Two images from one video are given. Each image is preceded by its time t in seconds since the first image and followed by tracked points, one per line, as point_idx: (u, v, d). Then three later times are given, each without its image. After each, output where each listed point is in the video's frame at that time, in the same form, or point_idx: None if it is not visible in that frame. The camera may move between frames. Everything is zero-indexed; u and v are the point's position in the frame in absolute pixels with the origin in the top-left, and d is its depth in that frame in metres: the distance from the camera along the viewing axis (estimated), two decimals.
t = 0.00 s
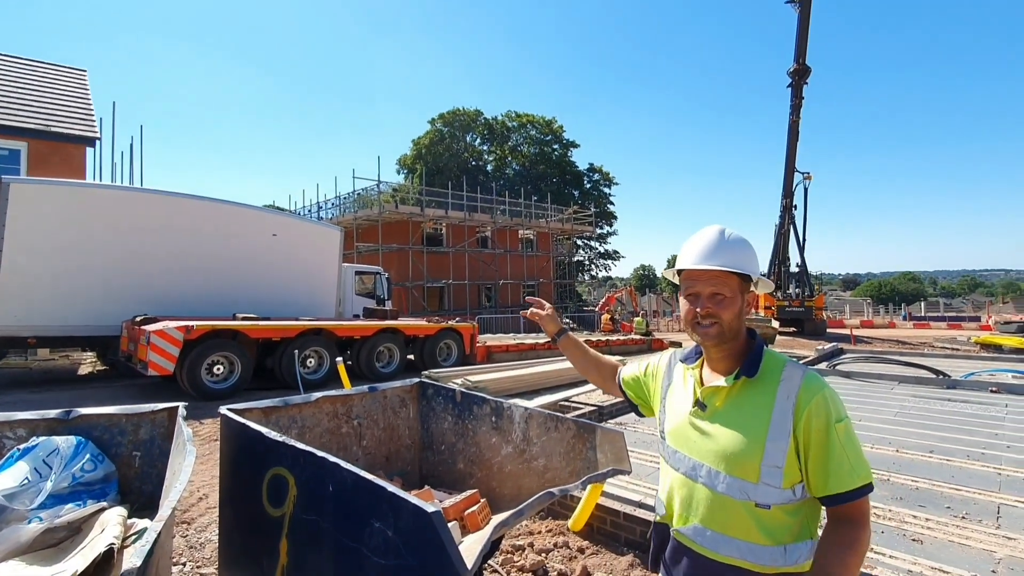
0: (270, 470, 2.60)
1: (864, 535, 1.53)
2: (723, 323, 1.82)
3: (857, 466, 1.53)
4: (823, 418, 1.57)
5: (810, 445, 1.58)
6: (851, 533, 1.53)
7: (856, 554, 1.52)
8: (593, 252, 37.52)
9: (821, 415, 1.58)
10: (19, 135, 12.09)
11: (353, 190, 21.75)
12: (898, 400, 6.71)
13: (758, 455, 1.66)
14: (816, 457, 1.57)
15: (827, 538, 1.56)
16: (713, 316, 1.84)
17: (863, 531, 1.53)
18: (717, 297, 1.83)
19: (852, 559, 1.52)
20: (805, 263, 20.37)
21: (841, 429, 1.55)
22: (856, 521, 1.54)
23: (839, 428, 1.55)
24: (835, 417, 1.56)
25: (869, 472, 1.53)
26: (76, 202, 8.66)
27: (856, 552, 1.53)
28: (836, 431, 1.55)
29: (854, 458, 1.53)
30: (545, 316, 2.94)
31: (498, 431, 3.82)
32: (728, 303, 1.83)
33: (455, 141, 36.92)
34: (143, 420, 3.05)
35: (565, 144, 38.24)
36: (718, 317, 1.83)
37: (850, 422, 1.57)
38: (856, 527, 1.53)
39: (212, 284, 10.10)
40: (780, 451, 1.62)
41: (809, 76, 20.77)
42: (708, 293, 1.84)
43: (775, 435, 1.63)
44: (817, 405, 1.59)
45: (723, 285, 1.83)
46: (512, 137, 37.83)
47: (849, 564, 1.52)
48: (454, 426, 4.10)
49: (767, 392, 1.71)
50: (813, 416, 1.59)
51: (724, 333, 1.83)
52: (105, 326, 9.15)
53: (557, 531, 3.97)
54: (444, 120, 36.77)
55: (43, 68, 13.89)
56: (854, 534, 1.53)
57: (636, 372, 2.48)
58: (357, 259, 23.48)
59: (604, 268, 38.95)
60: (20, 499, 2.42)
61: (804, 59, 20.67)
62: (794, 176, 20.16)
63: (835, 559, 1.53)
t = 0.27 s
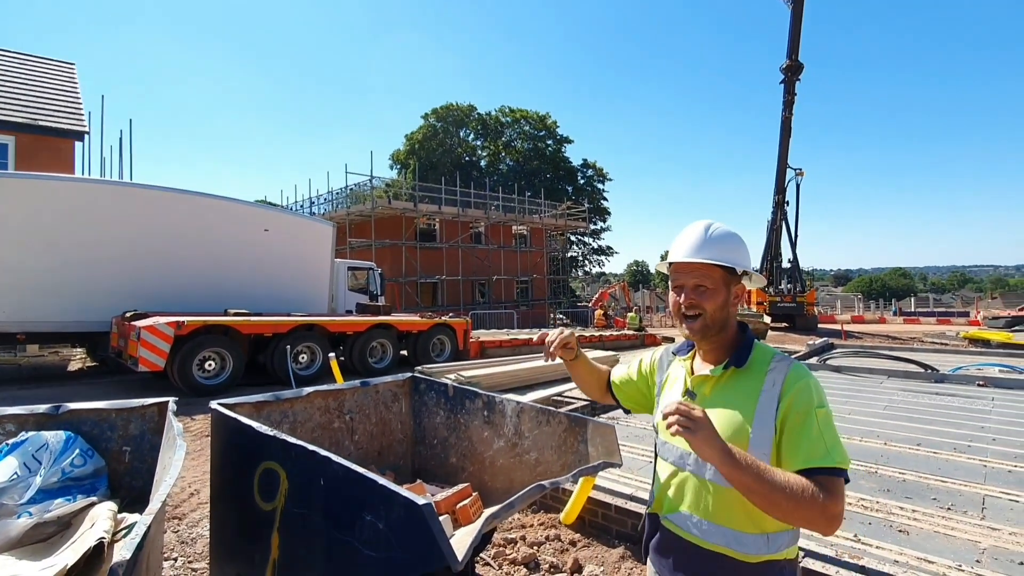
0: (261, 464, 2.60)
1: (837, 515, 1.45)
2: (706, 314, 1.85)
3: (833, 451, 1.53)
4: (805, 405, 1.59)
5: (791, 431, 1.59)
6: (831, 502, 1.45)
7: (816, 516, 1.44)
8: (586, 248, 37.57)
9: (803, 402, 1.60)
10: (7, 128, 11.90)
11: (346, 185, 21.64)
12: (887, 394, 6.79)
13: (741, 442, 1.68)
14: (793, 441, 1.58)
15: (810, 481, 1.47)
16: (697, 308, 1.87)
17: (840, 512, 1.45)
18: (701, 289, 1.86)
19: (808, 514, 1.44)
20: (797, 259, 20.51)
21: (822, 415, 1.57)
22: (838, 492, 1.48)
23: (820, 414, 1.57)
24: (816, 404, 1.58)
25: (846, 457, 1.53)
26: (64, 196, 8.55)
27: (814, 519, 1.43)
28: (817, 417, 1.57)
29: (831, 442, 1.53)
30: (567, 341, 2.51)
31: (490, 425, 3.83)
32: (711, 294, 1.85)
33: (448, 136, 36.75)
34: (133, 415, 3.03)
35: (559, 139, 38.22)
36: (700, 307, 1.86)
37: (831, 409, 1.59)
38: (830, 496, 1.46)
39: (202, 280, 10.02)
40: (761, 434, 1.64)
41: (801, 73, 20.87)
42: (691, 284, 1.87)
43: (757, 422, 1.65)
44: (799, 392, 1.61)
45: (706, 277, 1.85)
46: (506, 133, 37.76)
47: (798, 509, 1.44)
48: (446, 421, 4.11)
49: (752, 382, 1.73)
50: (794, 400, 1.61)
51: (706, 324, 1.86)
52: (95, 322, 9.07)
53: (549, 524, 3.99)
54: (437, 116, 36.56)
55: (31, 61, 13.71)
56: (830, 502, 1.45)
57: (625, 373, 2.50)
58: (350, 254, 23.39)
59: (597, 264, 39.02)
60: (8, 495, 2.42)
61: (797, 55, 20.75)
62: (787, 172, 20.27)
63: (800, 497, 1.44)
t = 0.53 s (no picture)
0: (251, 461, 2.59)
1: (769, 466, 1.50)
2: (698, 309, 1.87)
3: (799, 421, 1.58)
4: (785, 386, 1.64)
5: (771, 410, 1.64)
6: (768, 451, 1.49)
7: (741, 453, 1.51)
8: (580, 245, 37.62)
9: (783, 381, 1.65)
10: None
11: (338, 181, 21.52)
12: (877, 389, 6.86)
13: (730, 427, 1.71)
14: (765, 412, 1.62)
15: (765, 428, 1.52)
16: (689, 302, 1.88)
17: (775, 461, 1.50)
18: (693, 283, 1.87)
19: (734, 443, 1.52)
20: (789, 256, 20.66)
21: (801, 394, 1.61)
22: (782, 454, 1.51)
23: (796, 390, 1.62)
24: (795, 382, 1.63)
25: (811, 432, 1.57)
26: (51, 192, 8.44)
27: (737, 454, 1.51)
28: (798, 396, 1.61)
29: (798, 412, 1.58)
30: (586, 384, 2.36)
31: (482, 421, 3.84)
32: (703, 288, 1.86)
33: (441, 133, 36.61)
34: (123, 412, 3.00)
35: (553, 136, 38.21)
36: (693, 301, 1.87)
37: (810, 389, 1.64)
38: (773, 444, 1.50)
39: (193, 277, 9.94)
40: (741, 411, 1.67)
41: (794, 70, 20.95)
42: (682, 280, 1.88)
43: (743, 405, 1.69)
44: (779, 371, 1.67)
45: (698, 272, 1.86)
46: (499, 129, 37.69)
47: (729, 434, 1.53)
48: (439, 417, 4.11)
49: (743, 372, 1.78)
50: (774, 379, 1.67)
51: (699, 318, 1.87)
52: (84, 319, 8.98)
53: (541, 520, 4.00)
54: (431, 112, 36.29)
55: (18, 56, 13.53)
56: (767, 450, 1.50)
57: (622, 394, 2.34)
58: (342, 251, 23.28)
59: (591, 261, 39.08)
60: None
61: (790, 53, 20.85)
62: (779, 170, 20.40)
63: (744, 431, 1.52)
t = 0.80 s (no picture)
0: (244, 459, 2.58)
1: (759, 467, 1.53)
2: (694, 306, 1.87)
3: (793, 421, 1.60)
4: (775, 382, 1.65)
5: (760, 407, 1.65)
6: (756, 453, 1.52)
7: (729, 456, 1.53)
8: (574, 243, 37.64)
9: (773, 378, 1.65)
10: None
11: (331, 179, 21.41)
12: (868, 386, 6.92)
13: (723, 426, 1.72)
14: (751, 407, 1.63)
15: (750, 429, 1.55)
16: (685, 299, 1.88)
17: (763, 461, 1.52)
18: (691, 280, 1.87)
19: (722, 446, 1.54)
20: (782, 254, 20.78)
21: (790, 391, 1.63)
22: (771, 454, 1.54)
23: (787, 389, 1.63)
24: (785, 380, 1.65)
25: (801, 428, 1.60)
26: (40, 189, 8.34)
27: (723, 456, 1.54)
28: (786, 393, 1.62)
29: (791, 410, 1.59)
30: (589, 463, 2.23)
31: (476, 419, 3.84)
32: (700, 286, 1.87)
33: (435, 130, 36.48)
34: (113, 411, 2.97)
35: (547, 134, 38.19)
36: (690, 299, 1.87)
37: (800, 387, 1.65)
38: (761, 445, 1.52)
39: (184, 275, 9.87)
40: (731, 413, 1.69)
41: (787, 68, 21.05)
42: (680, 277, 1.88)
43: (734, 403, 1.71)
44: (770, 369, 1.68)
45: (694, 269, 1.87)
46: (493, 127, 37.61)
47: (715, 438, 1.56)
48: (432, 415, 4.11)
49: (735, 370, 1.78)
50: (763, 377, 1.67)
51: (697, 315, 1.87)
52: (75, 318, 8.90)
53: (535, 516, 4.01)
54: (424, 109, 36.22)
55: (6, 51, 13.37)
56: (755, 451, 1.52)
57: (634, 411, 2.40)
58: (336, 249, 23.18)
59: (585, 259, 39.11)
60: None
61: (783, 51, 20.93)
62: (772, 168, 20.50)
63: (728, 433, 1.55)
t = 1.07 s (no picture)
0: (237, 458, 2.57)
1: (750, 467, 1.54)
2: (696, 301, 1.87)
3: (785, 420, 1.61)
4: (766, 380, 1.66)
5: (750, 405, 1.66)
6: (748, 453, 1.53)
7: (722, 455, 1.54)
8: (569, 241, 37.67)
9: (766, 377, 1.66)
10: None
11: (325, 177, 21.32)
12: (860, 383, 6.98)
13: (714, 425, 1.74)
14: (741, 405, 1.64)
15: (743, 429, 1.56)
16: (687, 293, 1.88)
17: (753, 462, 1.53)
18: (694, 275, 1.87)
19: (715, 446, 1.56)
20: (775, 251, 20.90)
21: (781, 389, 1.64)
22: (763, 454, 1.55)
23: (779, 387, 1.64)
24: (777, 379, 1.66)
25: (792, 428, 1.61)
26: (29, 187, 8.25)
27: (716, 456, 1.55)
28: (778, 391, 1.63)
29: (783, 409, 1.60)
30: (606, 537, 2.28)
31: (470, 416, 3.84)
32: (703, 281, 1.87)
33: (429, 128, 36.37)
34: (104, 411, 2.94)
35: (541, 132, 38.18)
36: (692, 293, 1.87)
37: (793, 386, 1.66)
38: (751, 446, 1.54)
39: (176, 273, 9.80)
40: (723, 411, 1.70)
41: (780, 67, 21.15)
42: (683, 271, 1.88)
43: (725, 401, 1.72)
44: (762, 368, 1.69)
45: (699, 264, 1.88)
46: (488, 125, 37.57)
47: (708, 437, 1.57)
48: (426, 413, 4.11)
49: (728, 367, 1.80)
50: (756, 375, 1.68)
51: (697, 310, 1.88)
52: (66, 316, 8.83)
53: (529, 514, 4.02)
54: (418, 107, 36.13)
55: None
56: (746, 451, 1.54)
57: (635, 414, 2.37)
58: (330, 247, 23.08)
59: (580, 257, 39.16)
60: None
61: (776, 50, 21.01)
62: (766, 166, 20.60)
63: (721, 433, 1.56)
